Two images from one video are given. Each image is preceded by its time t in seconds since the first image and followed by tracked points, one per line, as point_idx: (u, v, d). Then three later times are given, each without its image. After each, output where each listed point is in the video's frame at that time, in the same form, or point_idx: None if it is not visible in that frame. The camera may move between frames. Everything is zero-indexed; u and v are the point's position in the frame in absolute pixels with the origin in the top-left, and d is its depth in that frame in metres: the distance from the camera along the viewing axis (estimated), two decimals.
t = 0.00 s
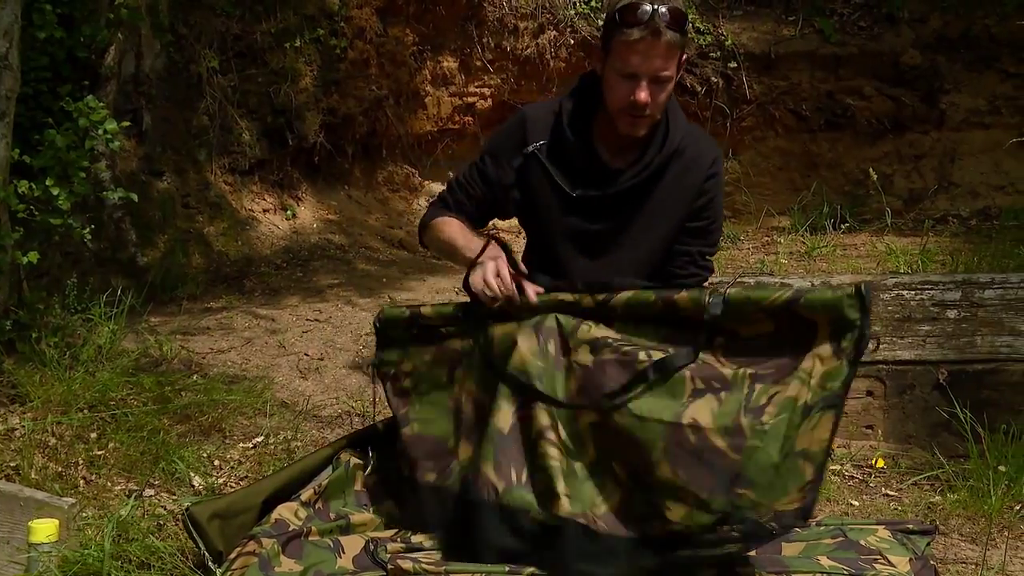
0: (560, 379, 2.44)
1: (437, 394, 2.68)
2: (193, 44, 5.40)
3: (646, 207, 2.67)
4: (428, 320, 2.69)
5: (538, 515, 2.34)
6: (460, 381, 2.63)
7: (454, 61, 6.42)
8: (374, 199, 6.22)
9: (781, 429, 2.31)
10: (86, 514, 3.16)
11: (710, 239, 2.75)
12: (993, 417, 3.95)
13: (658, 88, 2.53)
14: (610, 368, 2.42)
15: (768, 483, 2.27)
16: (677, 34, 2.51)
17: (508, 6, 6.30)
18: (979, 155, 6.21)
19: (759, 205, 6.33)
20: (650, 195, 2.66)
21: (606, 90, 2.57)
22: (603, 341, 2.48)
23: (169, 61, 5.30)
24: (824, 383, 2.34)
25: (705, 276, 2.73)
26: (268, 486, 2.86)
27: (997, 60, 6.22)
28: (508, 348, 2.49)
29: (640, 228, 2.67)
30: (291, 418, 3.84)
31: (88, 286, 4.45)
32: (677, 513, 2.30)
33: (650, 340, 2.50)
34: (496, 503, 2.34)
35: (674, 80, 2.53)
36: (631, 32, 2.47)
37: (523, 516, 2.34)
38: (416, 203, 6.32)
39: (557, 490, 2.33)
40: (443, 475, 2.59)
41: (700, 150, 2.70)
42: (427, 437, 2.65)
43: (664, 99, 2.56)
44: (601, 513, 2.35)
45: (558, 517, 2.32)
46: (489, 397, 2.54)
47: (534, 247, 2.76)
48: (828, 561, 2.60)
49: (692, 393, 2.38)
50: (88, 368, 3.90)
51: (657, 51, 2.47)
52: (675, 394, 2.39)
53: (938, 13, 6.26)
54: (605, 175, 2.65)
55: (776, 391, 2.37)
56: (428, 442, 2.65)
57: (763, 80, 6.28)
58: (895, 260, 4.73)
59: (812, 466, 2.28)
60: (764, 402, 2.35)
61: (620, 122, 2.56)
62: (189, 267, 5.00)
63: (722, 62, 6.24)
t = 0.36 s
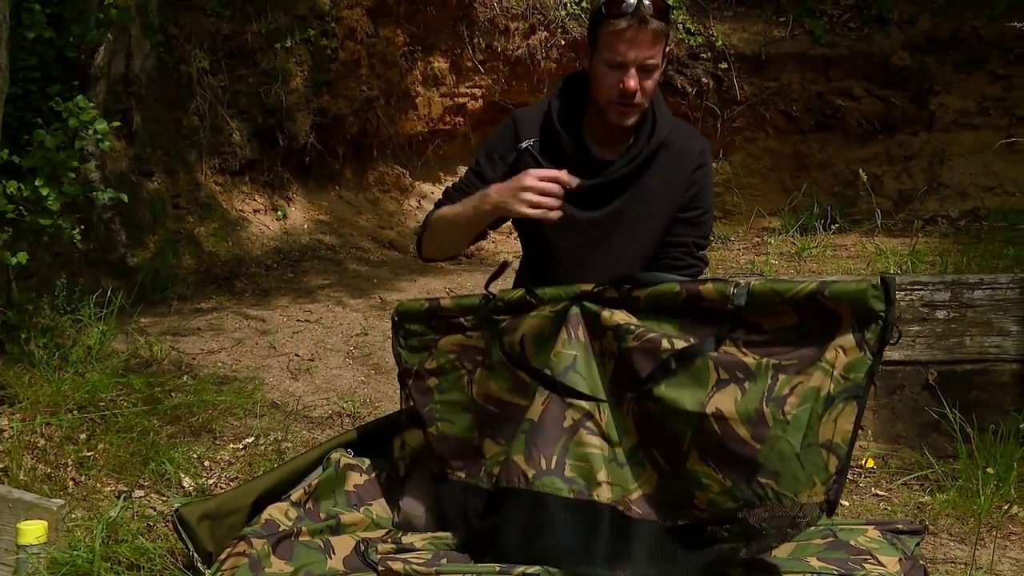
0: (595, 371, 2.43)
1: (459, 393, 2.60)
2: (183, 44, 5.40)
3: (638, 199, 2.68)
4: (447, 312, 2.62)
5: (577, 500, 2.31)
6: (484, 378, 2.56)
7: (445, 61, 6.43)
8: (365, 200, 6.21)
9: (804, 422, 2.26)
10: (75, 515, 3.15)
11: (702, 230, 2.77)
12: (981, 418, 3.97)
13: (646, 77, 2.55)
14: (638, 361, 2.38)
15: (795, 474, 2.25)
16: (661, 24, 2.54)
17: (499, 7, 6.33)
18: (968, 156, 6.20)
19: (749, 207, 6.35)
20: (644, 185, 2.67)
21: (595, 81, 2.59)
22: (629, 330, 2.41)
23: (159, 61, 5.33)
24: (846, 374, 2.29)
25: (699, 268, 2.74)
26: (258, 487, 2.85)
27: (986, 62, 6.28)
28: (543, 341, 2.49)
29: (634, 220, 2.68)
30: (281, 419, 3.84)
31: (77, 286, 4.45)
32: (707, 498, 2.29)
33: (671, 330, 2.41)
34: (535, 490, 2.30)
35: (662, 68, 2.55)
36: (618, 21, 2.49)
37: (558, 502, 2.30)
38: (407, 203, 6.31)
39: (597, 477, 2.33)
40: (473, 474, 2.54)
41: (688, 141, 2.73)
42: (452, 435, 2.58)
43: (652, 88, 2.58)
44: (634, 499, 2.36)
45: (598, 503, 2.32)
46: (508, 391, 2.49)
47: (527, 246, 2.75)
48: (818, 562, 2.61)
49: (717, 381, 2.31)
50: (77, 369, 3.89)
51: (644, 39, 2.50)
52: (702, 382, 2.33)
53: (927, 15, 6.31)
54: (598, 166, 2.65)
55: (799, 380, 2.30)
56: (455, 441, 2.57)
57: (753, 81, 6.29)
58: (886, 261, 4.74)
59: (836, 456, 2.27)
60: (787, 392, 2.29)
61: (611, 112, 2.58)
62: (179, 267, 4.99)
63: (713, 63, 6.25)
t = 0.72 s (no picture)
0: (599, 329, 2.58)
1: (473, 369, 2.79)
2: (172, 46, 5.41)
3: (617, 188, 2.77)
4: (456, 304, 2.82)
5: (580, 458, 2.45)
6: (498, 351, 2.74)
7: (434, 63, 6.41)
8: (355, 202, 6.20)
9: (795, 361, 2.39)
10: (63, 518, 3.13)
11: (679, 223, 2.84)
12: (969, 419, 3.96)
13: (626, 68, 2.75)
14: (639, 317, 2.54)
15: (790, 414, 2.39)
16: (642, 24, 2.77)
17: (488, 10, 6.31)
18: (956, 158, 6.17)
19: (739, 209, 6.36)
20: (622, 174, 2.77)
21: (580, 73, 2.78)
22: (628, 289, 2.56)
23: (147, 63, 5.36)
24: (834, 313, 2.39)
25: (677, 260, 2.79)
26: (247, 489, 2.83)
27: (974, 64, 6.28)
28: (552, 308, 2.65)
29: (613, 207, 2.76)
30: (270, 421, 3.84)
31: (66, 288, 4.43)
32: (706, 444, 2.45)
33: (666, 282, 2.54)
34: (542, 453, 2.49)
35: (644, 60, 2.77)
36: (608, 12, 2.73)
37: (563, 462, 2.46)
38: (397, 205, 6.31)
39: (597, 434, 2.45)
40: (485, 444, 2.71)
41: (664, 139, 2.86)
42: (464, 409, 2.77)
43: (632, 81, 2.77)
44: (637, 454, 2.47)
45: (599, 460, 2.44)
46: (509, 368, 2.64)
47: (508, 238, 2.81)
48: (807, 564, 2.60)
49: (710, 330, 2.47)
50: (65, 371, 3.88)
51: (627, 30, 2.73)
52: (697, 333, 2.48)
53: (914, 18, 6.35)
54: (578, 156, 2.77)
55: (786, 322, 2.42)
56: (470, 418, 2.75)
57: (742, 84, 6.31)
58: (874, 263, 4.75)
59: (828, 393, 2.40)
60: (778, 334, 2.41)
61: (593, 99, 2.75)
62: (168, 270, 4.98)
63: (701, 65, 6.28)
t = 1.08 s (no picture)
0: (577, 347, 2.47)
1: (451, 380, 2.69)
2: (163, 54, 5.39)
3: (608, 201, 2.78)
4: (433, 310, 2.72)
5: (581, 479, 2.36)
6: (477, 369, 2.64)
7: (426, 71, 6.40)
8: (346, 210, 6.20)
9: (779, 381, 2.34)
10: (51, 528, 3.12)
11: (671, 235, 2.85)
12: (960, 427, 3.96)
13: (610, 79, 2.75)
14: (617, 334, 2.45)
15: (776, 433, 2.36)
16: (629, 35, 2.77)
17: (480, 18, 6.31)
18: (946, 167, 6.22)
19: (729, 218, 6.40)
20: (611, 185, 2.79)
21: (565, 85, 2.80)
22: (607, 306, 2.46)
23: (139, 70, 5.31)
24: (814, 332, 2.34)
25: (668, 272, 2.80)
26: (239, 497, 2.83)
27: (962, 73, 6.30)
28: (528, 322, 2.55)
29: (603, 220, 2.77)
30: (261, 430, 3.83)
31: (56, 296, 4.42)
32: (696, 456, 2.44)
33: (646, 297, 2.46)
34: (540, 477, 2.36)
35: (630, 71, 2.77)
36: (591, 23, 2.74)
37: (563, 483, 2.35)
38: (388, 213, 6.34)
39: (596, 455, 2.37)
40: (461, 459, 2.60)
41: (653, 151, 2.88)
42: (441, 419, 2.65)
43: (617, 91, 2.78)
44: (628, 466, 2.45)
45: (600, 479, 2.37)
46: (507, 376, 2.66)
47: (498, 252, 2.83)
48: (800, 570, 2.58)
49: (692, 348, 2.41)
50: (55, 380, 3.87)
51: (613, 40, 2.73)
52: (679, 350, 2.43)
53: (903, 27, 6.38)
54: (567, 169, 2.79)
55: (767, 341, 2.38)
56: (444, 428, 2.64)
57: (733, 92, 6.32)
58: (864, 270, 4.77)
59: (813, 409, 2.36)
60: (760, 353, 2.37)
61: (580, 111, 2.77)
62: (159, 278, 4.96)
63: (692, 73, 6.31)
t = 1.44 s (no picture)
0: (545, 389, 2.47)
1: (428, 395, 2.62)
2: (155, 70, 5.40)
3: (603, 220, 2.79)
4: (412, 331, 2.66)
5: (558, 510, 2.39)
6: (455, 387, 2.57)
7: (418, 86, 6.38)
8: (338, 226, 6.20)
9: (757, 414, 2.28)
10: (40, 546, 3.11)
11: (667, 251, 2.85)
12: (950, 441, 3.97)
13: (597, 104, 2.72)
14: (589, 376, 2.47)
15: (755, 464, 2.30)
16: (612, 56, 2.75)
17: (471, 34, 6.25)
18: (936, 182, 6.27)
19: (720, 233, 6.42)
20: (604, 205, 2.80)
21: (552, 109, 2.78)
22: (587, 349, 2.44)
23: (131, 86, 5.33)
24: (789, 367, 2.25)
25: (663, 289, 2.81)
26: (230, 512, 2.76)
27: (951, 90, 6.38)
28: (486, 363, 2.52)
29: (598, 239, 2.78)
30: (252, 446, 3.82)
31: (47, 312, 4.41)
32: (675, 492, 2.41)
33: (616, 340, 2.42)
34: (516, 509, 2.37)
35: (611, 95, 2.72)
36: (567, 52, 2.68)
37: (539, 516, 2.37)
38: (380, 228, 6.34)
39: (572, 488, 2.40)
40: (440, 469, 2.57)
41: (646, 168, 2.89)
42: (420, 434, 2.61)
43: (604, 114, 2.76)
44: (607, 500, 2.44)
45: (575, 512, 2.39)
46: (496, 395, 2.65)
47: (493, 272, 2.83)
48: None
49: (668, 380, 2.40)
50: (44, 397, 3.85)
51: (590, 68, 2.67)
52: (663, 390, 2.42)
53: (893, 44, 6.38)
54: (559, 189, 2.80)
55: (746, 373, 2.30)
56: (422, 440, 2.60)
57: (724, 108, 6.34)
58: (854, 286, 4.79)
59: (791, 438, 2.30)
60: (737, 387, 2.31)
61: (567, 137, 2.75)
62: (150, 293, 4.95)
63: (683, 89, 6.32)
